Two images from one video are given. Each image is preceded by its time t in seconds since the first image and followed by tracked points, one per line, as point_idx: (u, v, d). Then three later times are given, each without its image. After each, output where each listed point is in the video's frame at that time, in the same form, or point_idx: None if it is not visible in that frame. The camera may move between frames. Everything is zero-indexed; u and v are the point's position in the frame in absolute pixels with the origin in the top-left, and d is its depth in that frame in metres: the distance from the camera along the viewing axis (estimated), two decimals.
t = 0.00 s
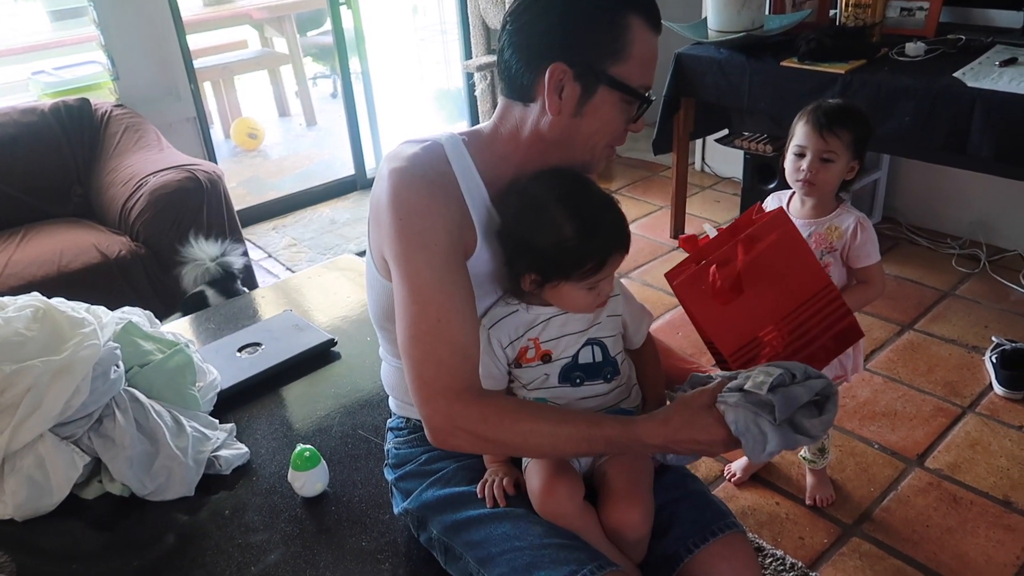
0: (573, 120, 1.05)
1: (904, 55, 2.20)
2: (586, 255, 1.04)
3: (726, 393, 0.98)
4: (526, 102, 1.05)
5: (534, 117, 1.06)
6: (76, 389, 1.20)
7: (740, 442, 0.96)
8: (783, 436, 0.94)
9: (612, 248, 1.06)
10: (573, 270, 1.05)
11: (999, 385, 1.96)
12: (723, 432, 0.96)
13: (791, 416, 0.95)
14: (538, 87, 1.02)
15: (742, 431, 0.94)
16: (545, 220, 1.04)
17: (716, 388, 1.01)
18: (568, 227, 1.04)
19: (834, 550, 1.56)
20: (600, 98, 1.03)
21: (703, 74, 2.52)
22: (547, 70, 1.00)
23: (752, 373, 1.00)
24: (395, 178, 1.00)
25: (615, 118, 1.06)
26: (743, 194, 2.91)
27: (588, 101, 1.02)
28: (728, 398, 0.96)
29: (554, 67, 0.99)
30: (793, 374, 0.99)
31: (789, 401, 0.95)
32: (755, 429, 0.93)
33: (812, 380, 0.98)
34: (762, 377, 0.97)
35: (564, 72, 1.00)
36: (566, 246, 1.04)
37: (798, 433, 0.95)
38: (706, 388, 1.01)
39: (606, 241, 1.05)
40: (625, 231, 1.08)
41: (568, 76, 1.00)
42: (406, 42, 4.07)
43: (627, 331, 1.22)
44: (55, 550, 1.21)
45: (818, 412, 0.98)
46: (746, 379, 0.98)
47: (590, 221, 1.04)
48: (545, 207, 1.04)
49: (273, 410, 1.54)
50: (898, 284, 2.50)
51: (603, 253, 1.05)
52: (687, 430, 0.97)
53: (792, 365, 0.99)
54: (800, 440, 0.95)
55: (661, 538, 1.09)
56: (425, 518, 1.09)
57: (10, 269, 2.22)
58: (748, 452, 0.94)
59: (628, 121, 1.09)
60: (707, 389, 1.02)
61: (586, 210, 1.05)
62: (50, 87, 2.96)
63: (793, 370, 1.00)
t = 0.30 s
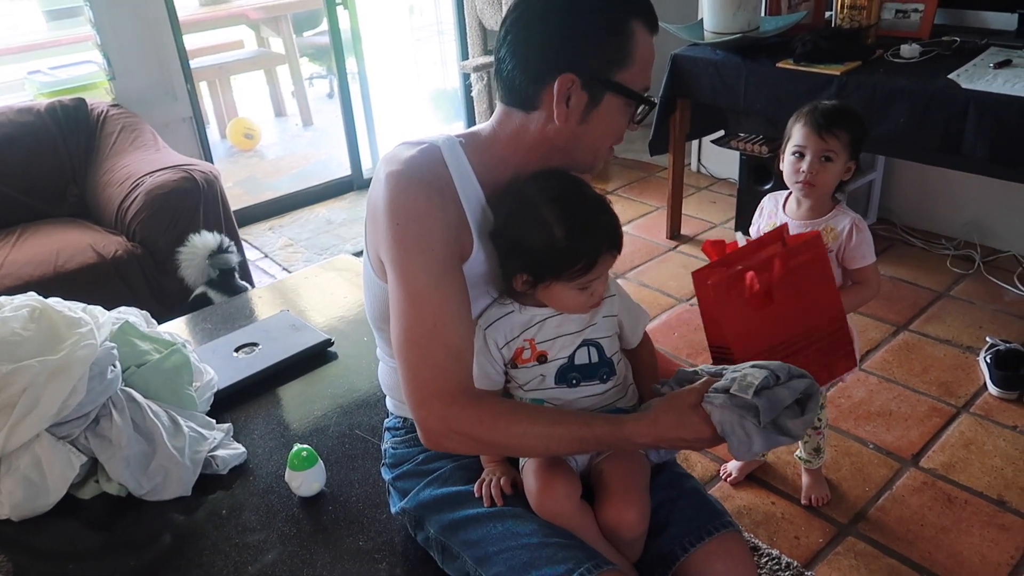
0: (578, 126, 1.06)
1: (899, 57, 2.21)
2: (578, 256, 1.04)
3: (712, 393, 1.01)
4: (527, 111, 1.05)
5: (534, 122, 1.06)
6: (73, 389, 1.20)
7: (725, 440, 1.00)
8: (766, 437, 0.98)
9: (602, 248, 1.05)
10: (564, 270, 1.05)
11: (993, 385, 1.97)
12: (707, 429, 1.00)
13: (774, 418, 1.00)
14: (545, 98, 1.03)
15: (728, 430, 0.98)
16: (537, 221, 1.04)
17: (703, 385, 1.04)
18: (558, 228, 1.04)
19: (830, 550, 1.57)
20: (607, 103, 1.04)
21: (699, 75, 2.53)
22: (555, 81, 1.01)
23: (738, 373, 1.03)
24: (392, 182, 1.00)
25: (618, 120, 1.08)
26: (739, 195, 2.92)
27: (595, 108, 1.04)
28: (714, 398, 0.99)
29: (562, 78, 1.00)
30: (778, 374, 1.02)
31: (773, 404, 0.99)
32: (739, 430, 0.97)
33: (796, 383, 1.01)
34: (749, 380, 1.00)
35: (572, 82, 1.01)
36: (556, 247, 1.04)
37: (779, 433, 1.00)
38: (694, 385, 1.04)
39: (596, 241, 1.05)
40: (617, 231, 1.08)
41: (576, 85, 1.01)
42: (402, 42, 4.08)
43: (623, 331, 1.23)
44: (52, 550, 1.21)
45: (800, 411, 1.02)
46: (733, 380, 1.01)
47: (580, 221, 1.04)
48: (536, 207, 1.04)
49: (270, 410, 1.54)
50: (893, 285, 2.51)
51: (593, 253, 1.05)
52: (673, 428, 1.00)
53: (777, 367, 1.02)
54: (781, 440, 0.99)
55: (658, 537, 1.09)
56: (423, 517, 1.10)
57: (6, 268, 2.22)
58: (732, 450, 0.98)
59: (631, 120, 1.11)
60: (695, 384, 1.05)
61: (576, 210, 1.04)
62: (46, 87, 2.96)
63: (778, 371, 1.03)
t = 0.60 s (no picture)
0: (581, 132, 1.07)
1: (895, 59, 2.22)
2: (578, 256, 1.04)
3: (703, 389, 1.02)
4: (528, 119, 1.06)
5: (535, 127, 1.07)
6: (71, 389, 1.20)
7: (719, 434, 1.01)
8: (758, 428, 1.00)
9: (603, 248, 1.06)
10: (563, 271, 1.05)
11: (989, 385, 1.98)
12: (702, 424, 1.01)
13: (766, 409, 1.01)
14: (550, 108, 1.03)
15: (722, 423, 0.99)
16: (536, 222, 1.05)
17: (694, 382, 1.05)
18: (558, 229, 1.04)
19: (827, 549, 1.57)
20: (609, 109, 1.05)
21: (696, 76, 2.54)
22: (560, 91, 1.01)
23: (728, 367, 1.04)
24: (391, 186, 1.01)
25: (619, 122, 1.09)
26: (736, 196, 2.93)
27: (598, 113, 1.05)
28: (706, 394, 1.00)
29: (567, 87, 1.01)
30: (767, 366, 1.04)
31: (764, 396, 1.01)
32: (734, 423, 0.98)
33: (785, 374, 1.03)
34: (740, 373, 1.01)
35: (577, 90, 1.01)
36: (557, 248, 1.04)
37: (770, 424, 1.02)
38: (685, 382, 1.05)
39: (596, 242, 1.05)
40: (617, 231, 1.08)
41: (580, 93, 1.02)
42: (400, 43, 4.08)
43: (622, 331, 1.23)
44: (49, 550, 1.21)
45: (789, 401, 1.04)
46: (723, 373, 1.03)
47: (580, 221, 1.05)
48: (536, 208, 1.05)
49: (268, 410, 1.54)
50: (889, 285, 2.51)
51: (593, 255, 1.05)
52: (669, 425, 1.01)
53: (766, 359, 1.04)
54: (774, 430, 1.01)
55: (656, 536, 1.09)
56: (421, 517, 1.10)
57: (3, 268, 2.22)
58: (727, 443, 0.99)
59: (631, 121, 1.11)
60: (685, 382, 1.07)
61: (575, 211, 1.05)
62: (43, 87, 2.98)
63: (767, 363, 1.04)
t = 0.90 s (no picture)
0: (579, 131, 1.07)
1: (894, 60, 2.22)
2: (576, 262, 1.04)
3: (703, 391, 1.03)
4: (526, 118, 1.06)
5: (533, 128, 1.07)
6: (71, 388, 1.21)
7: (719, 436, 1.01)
8: (758, 431, 1.00)
9: (602, 254, 1.06)
10: (562, 276, 1.05)
11: (987, 385, 1.98)
12: (702, 425, 1.01)
13: (765, 411, 1.02)
14: (546, 106, 1.04)
15: (721, 427, 0.99)
16: (535, 226, 1.04)
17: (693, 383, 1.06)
18: (556, 233, 1.04)
19: (825, 549, 1.58)
20: (606, 108, 1.05)
21: (695, 77, 2.54)
22: (557, 90, 1.02)
23: (726, 370, 1.04)
24: (390, 188, 1.01)
25: (617, 122, 1.09)
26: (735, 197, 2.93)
27: (596, 112, 1.05)
28: (705, 396, 1.01)
29: (564, 86, 1.01)
30: (766, 369, 1.04)
31: (763, 398, 1.01)
32: (733, 426, 0.99)
33: (784, 376, 1.03)
34: (738, 375, 1.02)
35: (574, 89, 1.01)
36: (555, 253, 1.04)
37: (770, 426, 1.02)
38: (684, 384, 1.06)
39: (596, 247, 1.05)
40: (616, 236, 1.08)
41: (577, 92, 1.02)
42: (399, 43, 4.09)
43: (621, 331, 1.23)
44: (48, 550, 1.21)
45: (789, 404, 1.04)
46: (722, 376, 1.03)
47: (579, 226, 1.04)
48: (535, 212, 1.05)
49: (267, 410, 1.54)
50: (888, 286, 2.52)
51: (592, 260, 1.05)
52: (669, 425, 1.01)
53: (764, 362, 1.04)
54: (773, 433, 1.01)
55: (655, 536, 1.10)
56: (421, 516, 1.10)
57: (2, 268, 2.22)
58: (726, 445, 1.00)
59: (629, 121, 1.12)
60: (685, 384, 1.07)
61: (575, 216, 1.05)
62: (42, 86, 2.96)
63: (766, 366, 1.05)
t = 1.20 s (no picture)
0: (584, 132, 1.08)
1: (897, 63, 2.23)
2: (578, 265, 1.04)
3: (705, 388, 1.03)
4: (531, 118, 1.06)
5: (539, 128, 1.07)
6: (73, 384, 1.20)
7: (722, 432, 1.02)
8: (760, 426, 1.01)
9: (604, 257, 1.06)
10: (563, 279, 1.05)
11: (988, 389, 1.98)
12: (705, 424, 1.02)
13: (767, 407, 1.02)
14: (552, 106, 1.04)
15: (724, 423, 1.00)
16: (537, 229, 1.04)
17: (695, 380, 1.06)
18: (559, 236, 1.04)
19: (826, 552, 1.58)
20: (612, 109, 1.06)
21: (698, 79, 2.54)
22: (563, 90, 1.02)
23: (727, 366, 1.04)
24: (395, 186, 1.01)
25: (622, 122, 1.09)
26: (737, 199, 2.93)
27: (601, 114, 1.05)
28: (708, 393, 1.01)
29: (570, 87, 1.01)
30: (767, 363, 1.04)
31: (765, 393, 1.01)
32: (736, 421, 0.99)
33: (785, 371, 1.04)
34: (740, 371, 1.02)
35: (580, 90, 1.02)
36: (557, 256, 1.04)
37: (772, 421, 1.02)
38: (685, 382, 1.06)
39: (598, 250, 1.05)
40: (619, 239, 1.08)
41: (583, 93, 1.02)
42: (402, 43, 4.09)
43: (623, 332, 1.23)
44: (50, 546, 1.21)
45: (790, 398, 1.04)
46: (725, 371, 1.03)
47: (582, 228, 1.04)
48: (538, 215, 1.04)
49: (269, 408, 1.54)
50: (889, 289, 2.52)
51: (594, 263, 1.05)
52: (672, 425, 1.02)
53: (765, 357, 1.04)
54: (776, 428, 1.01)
55: (657, 536, 1.10)
56: (423, 515, 1.10)
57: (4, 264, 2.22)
58: (729, 441, 1.00)
59: (633, 121, 1.12)
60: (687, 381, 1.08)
61: (578, 219, 1.05)
62: (45, 83, 2.96)
63: (766, 361, 1.05)
